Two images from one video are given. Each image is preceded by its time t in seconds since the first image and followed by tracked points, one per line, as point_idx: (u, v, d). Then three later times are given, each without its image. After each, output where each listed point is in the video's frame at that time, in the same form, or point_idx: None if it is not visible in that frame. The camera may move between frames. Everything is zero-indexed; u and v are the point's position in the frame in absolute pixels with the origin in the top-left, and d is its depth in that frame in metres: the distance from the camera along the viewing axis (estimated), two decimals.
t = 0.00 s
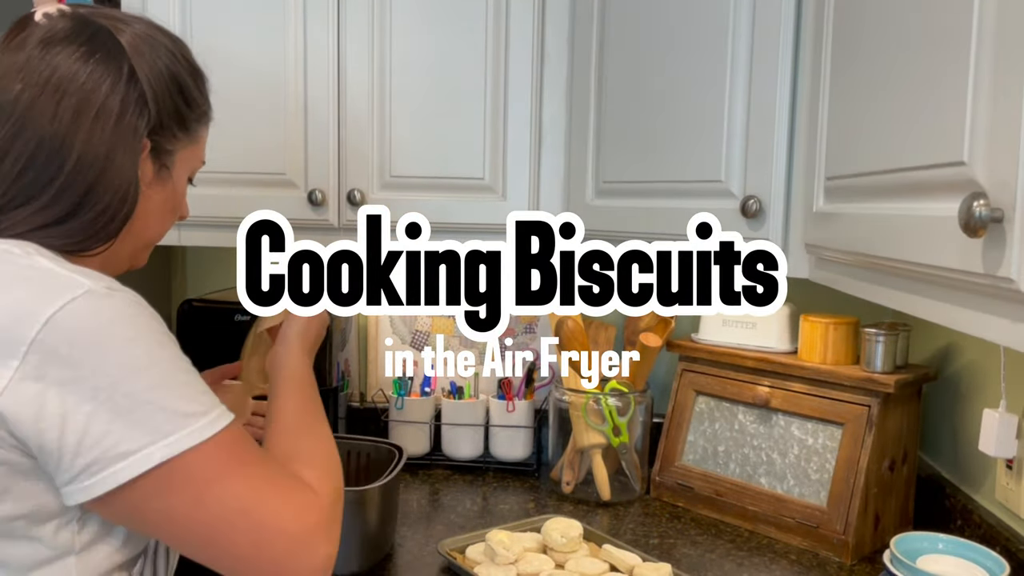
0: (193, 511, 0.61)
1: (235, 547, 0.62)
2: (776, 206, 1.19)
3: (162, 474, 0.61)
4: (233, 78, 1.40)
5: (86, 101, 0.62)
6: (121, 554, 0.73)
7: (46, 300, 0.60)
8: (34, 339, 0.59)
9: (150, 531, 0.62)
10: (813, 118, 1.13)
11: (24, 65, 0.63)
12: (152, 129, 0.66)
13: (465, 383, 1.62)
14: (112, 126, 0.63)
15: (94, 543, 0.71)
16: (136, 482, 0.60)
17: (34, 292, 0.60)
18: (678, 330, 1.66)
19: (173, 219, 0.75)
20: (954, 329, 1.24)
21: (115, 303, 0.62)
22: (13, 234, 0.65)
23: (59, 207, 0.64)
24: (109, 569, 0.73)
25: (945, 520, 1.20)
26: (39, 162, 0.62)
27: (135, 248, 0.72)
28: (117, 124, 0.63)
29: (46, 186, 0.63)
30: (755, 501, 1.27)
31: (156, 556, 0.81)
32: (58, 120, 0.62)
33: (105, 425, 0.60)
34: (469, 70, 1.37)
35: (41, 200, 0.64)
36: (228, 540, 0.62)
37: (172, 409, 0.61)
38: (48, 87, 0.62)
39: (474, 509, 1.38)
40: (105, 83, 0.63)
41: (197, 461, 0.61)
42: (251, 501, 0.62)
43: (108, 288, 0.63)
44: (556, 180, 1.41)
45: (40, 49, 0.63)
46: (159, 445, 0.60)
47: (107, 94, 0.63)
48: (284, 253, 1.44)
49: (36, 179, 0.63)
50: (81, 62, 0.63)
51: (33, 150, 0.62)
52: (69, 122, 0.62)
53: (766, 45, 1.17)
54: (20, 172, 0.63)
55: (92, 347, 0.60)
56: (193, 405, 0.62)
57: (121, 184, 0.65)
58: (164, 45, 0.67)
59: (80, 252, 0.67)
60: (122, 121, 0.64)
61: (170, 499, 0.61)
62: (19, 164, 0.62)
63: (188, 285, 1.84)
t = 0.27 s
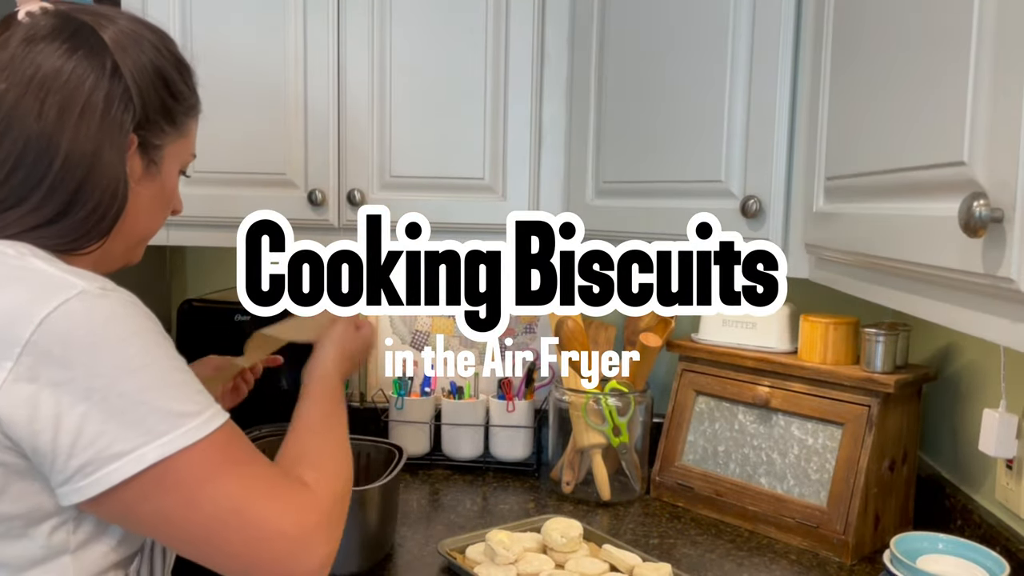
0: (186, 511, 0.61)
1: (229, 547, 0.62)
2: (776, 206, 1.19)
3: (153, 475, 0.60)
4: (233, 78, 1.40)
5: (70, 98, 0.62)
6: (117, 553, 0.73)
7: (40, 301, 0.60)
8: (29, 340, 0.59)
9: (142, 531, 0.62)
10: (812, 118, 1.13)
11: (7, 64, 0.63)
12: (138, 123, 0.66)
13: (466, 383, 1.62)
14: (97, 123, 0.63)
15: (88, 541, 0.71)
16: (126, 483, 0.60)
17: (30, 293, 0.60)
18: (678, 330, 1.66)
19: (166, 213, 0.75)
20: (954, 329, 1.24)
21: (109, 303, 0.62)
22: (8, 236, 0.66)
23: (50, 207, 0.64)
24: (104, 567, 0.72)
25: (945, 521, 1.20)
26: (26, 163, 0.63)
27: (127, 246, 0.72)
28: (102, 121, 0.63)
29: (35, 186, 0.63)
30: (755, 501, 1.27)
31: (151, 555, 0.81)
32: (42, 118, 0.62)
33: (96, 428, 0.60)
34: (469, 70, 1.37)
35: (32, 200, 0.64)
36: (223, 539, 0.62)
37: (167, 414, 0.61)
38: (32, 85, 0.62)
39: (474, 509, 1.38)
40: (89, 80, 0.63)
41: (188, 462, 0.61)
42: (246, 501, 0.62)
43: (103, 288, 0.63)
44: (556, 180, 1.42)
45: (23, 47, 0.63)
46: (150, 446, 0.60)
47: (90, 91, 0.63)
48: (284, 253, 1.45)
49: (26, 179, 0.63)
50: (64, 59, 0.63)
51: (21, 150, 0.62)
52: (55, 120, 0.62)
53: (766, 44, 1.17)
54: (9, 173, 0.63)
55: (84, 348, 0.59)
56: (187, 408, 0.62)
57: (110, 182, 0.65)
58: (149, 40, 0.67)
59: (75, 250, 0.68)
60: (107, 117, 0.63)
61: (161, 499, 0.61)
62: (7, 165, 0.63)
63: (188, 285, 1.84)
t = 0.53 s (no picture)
0: (194, 504, 0.61)
1: (237, 538, 0.63)
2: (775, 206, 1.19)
3: (161, 470, 0.61)
4: (232, 78, 1.40)
5: (66, 100, 0.62)
6: (118, 552, 0.74)
7: (44, 304, 0.60)
8: (35, 342, 0.60)
9: (149, 526, 0.63)
10: (812, 118, 1.13)
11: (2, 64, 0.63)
12: (135, 125, 0.66)
13: (466, 383, 1.62)
14: (93, 124, 0.63)
15: (90, 540, 0.71)
16: (134, 481, 0.61)
17: (34, 295, 0.61)
18: (678, 330, 1.66)
19: (166, 212, 0.76)
20: (953, 329, 1.24)
21: (113, 306, 0.63)
22: (8, 239, 0.66)
23: (48, 210, 0.64)
24: (105, 566, 0.73)
25: (944, 521, 1.20)
26: (24, 166, 0.63)
27: (126, 246, 0.73)
28: (98, 122, 0.63)
29: (33, 188, 0.64)
30: (756, 501, 1.27)
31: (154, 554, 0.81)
32: (38, 121, 0.62)
33: (102, 428, 0.60)
34: (468, 71, 1.37)
35: (29, 203, 0.64)
36: (231, 531, 0.62)
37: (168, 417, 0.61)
38: (27, 87, 0.62)
39: (474, 509, 1.38)
40: (83, 80, 0.63)
41: (197, 456, 0.62)
42: (255, 493, 0.63)
43: (108, 291, 0.64)
44: (556, 180, 1.42)
45: (17, 48, 0.63)
46: (160, 444, 0.61)
47: (86, 92, 0.63)
48: (284, 253, 1.46)
49: (23, 182, 0.63)
50: (58, 60, 0.63)
51: (18, 153, 0.62)
52: (50, 123, 0.62)
53: (766, 44, 1.17)
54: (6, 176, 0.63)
55: (89, 351, 0.60)
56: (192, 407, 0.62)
57: (108, 184, 0.65)
58: (144, 40, 0.67)
59: (75, 252, 0.68)
60: (102, 118, 0.63)
61: (169, 493, 0.61)
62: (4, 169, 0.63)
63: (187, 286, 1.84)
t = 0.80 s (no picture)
0: (241, 456, 0.65)
1: (283, 484, 0.67)
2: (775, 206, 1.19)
3: (205, 428, 0.65)
4: (232, 79, 1.40)
5: (71, 102, 0.63)
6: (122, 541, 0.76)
7: (64, 298, 0.62)
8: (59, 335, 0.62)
9: (196, 483, 0.67)
10: (812, 118, 1.13)
11: (7, 66, 0.63)
12: (138, 127, 0.67)
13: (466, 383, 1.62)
14: (98, 127, 0.64)
15: (99, 527, 0.74)
16: (179, 445, 0.64)
17: (52, 292, 0.63)
18: (678, 330, 1.66)
19: (169, 212, 0.77)
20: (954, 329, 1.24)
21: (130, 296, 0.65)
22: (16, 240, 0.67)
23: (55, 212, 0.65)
24: (115, 551, 0.76)
25: (944, 521, 1.20)
26: (31, 169, 0.63)
27: (133, 245, 0.74)
28: (103, 125, 0.64)
29: (40, 191, 0.64)
30: (755, 501, 1.27)
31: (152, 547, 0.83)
32: (44, 124, 0.63)
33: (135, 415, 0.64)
34: (468, 71, 1.37)
35: (37, 204, 0.65)
36: (277, 478, 0.67)
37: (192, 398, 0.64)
38: (33, 89, 0.63)
39: (474, 509, 1.38)
40: (89, 82, 0.64)
41: (238, 412, 0.65)
42: (296, 440, 0.67)
43: (124, 283, 0.66)
44: (556, 180, 1.42)
45: (23, 49, 0.64)
46: (203, 406, 0.64)
47: (91, 95, 0.63)
48: (284, 253, 1.46)
49: (31, 184, 0.64)
50: (62, 62, 0.63)
51: (25, 155, 0.63)
52: (57, 126, 0.63)
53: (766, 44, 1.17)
54: (13, 178, 0.64)
55: (114, 341, 0.62)
56: (219, 366, 0.65)
57: (114, 185, 0.65)
58: (148, 42, 0.67)
59: (83, 253, 0.69)
60: (108, 121, 0.64)
61: (214, 449, 0.65)
62: (11, 171, 0.64)
63: (187, 286, 1.84)
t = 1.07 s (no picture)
0: (291, 430, 0.71)
1: (334, 450, 0.74)
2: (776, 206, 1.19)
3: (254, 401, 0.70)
4: (232, 79, 1.40)
5: (103, 104, 0.68)
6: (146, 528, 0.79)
7: (110, 288, 0.65)
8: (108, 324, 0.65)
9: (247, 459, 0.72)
10: (813, 118, 1.13)
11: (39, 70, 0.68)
12: (166, 128, 0.72)
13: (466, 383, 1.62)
14: (129, 129, 0.69)
15: (140, 518, 0.78)
16: (230, 423, 0.69)
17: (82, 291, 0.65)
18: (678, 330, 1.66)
19: (188, 212, 0.81)
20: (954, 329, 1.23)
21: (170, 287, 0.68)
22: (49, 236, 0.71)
23: (90, 209, 0.70)
24: (154, 540, 0.79)
25: (944, 521, 1.20)
26: (69, 169, 0.68)
27: (158, 242, 0.77)
28: (132, 127, 0.69)
29: (77, 189, 0.69)
30: (755, 501, 1.27)
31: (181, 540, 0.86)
32: (76, 127, 0.68)
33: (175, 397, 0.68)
34: (469, 71, 1.37)
35: (73, 202, 0.69)
36: (328, 445, 0.73)
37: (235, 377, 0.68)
38: (68, 93, 0.68)
39: (474, 509, 1.38)
40: (118, 86, 0.68)
41: (282, 389, 0.70)
42: (339, 408, 0.73)
43: (162, 273, 0.69)
44: (556, 180, 1.42)
45: (53, 52, 0.68)
46: (249, 382, 0.69)
47: (121, 97, 0.68)
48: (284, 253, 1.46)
49: (68, 183, 0.69)
50: (92, 65, 0.68)
51: (62, 156, 0.68)
52: (91, 128, 0.68)
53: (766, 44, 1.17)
54: (51, 177, 0.68)
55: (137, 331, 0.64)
56: (255, 345, 0.70)
57: (145, 184, 0.70)
58: (171, 44, 0.72)
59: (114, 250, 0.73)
60: (137, 122, 0.69)
61: (265, 425, 0.70)
62: (48, 171, 0.68)
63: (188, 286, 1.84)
